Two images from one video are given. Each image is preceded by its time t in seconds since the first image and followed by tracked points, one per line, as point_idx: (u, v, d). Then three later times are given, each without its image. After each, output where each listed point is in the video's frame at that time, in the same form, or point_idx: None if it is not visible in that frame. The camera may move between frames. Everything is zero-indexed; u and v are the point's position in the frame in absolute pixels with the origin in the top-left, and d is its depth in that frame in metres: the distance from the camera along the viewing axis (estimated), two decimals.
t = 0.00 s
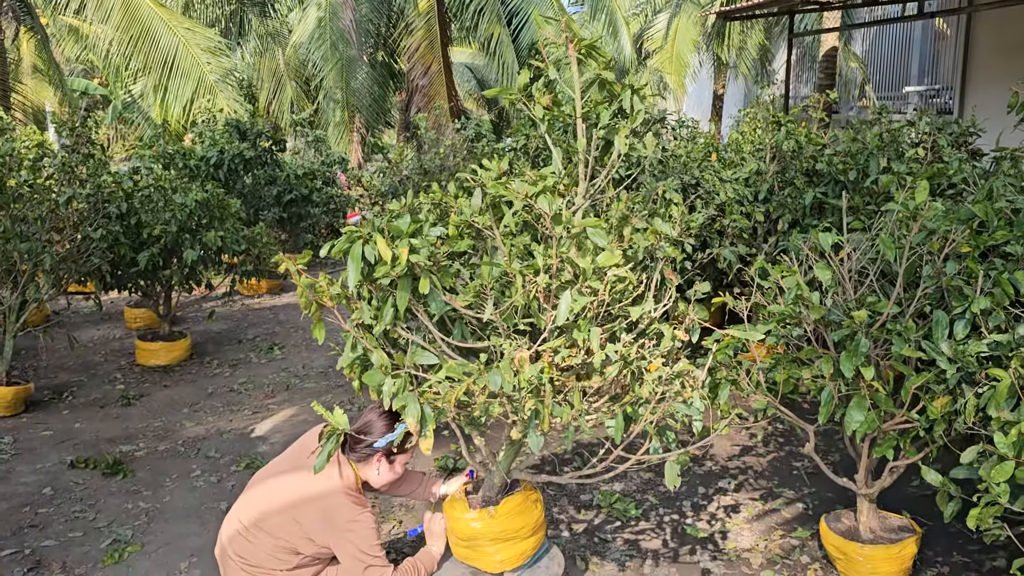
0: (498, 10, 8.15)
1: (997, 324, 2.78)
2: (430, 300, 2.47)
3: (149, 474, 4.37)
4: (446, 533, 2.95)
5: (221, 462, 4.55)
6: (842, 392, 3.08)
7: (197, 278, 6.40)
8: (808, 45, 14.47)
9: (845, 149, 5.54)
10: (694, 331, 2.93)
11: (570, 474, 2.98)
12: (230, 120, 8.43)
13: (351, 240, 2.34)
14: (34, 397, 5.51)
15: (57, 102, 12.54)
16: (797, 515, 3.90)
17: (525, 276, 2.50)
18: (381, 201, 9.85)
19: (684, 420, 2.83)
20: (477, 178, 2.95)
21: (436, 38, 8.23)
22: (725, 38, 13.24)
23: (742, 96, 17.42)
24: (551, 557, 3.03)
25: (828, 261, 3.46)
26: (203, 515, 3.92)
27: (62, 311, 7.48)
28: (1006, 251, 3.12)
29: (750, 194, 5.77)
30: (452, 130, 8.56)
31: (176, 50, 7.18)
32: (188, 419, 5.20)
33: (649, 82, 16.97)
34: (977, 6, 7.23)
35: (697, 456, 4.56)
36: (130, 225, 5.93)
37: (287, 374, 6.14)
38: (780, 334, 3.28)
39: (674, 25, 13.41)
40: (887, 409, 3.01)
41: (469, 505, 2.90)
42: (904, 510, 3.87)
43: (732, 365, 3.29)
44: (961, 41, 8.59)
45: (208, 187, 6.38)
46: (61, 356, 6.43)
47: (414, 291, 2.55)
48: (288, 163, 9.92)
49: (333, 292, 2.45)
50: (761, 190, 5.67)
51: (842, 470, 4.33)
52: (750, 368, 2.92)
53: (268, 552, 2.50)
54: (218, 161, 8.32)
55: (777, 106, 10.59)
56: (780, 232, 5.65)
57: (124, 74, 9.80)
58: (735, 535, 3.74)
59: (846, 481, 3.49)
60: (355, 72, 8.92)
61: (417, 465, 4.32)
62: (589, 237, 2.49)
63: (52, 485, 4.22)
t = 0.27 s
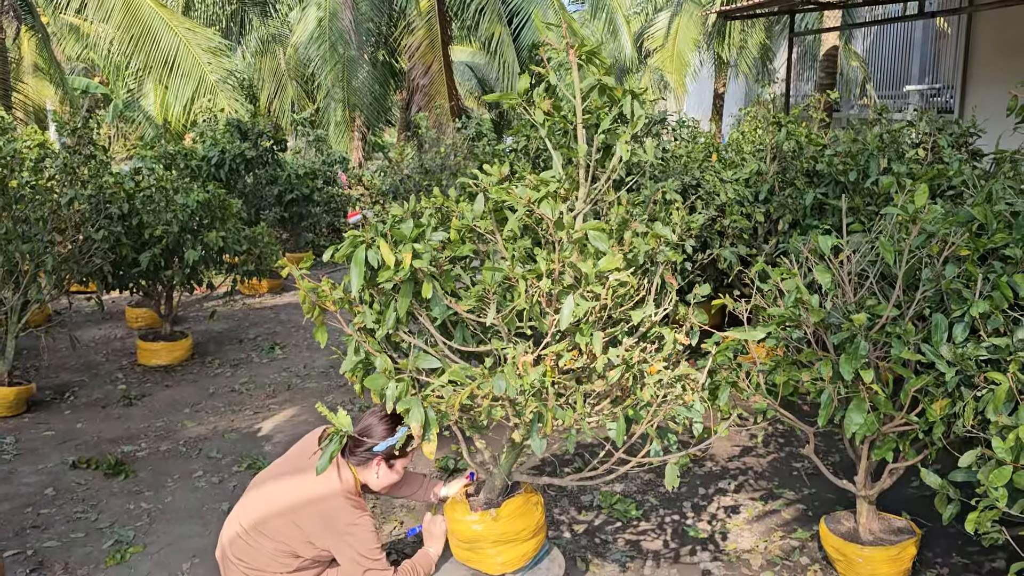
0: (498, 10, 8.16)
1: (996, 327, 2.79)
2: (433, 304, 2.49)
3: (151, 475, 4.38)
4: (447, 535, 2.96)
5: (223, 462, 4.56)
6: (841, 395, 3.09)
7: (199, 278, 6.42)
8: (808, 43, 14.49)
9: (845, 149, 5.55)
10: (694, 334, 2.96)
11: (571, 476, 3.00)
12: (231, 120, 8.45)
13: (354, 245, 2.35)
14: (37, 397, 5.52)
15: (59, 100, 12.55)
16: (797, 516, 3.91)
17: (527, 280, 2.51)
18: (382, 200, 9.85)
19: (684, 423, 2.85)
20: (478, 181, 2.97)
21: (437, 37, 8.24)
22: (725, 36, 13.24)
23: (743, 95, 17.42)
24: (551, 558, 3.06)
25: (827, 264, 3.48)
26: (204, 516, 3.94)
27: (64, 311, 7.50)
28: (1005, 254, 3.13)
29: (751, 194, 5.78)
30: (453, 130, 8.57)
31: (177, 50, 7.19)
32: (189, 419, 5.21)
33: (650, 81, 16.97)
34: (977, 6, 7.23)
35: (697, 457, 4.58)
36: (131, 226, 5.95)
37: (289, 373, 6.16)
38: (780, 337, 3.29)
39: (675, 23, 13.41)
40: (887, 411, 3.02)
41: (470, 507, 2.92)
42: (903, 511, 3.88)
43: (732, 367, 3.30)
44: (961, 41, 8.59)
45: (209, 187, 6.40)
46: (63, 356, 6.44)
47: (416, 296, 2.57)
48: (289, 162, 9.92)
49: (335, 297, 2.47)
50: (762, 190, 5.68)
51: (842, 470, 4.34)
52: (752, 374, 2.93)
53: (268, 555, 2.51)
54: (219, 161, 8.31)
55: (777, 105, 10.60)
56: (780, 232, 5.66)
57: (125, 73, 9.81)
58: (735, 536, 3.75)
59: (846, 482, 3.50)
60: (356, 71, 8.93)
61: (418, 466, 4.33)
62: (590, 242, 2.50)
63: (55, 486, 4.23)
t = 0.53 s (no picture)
0: (499, 9, 8.17)
1: (996, 328, 2.79)
2: (435, 306, 2.51)
3: (153, 475, 4.39)
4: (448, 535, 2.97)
5: (224, 462, 4.57)
6: (842, 396, 3.10)
7: (200, 278, 6.42)
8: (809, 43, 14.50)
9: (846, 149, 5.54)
10: (695, 335, 2.97)
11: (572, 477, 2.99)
12: (232, 119, 8.45)
13: (356, 247, 2.36)
14: (39, 396, 5.53)
15: (60, 99, 12.56)
16: (798, 516, 3.92)
17: (529, 282, 2.52)
18: (383, 199, 9.85)
19: (686, 423, 2.86)
20: (480, 182, 2.97)
21: (439, 36, 8.29)
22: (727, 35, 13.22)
23: (744, 94, 17.41)
24: (552, 559, 3.05)
25: (828, 264, 3.48)
26: (206, 516, 3.95)
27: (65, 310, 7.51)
28: (1006, 255, 3.13)
29: (752, 194, 5.77)
30: (453, 129, 8.57)
31: (178, 50, 7.18)
32: (190, 419, 5.22)
33: (651, 80, 16.97)
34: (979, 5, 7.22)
35: (698, 457, 4.59)
36: (132, 226, 5.96)
37: (290, 373, 6.16)
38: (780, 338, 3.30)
39: (676, 22, 13.40)
40: (888, 413, 3.02)
41: (472, 509, 2.92)
42: (904, 511, 3.89)
43: (733, 368, 3.31)
44: (963, 40, 8.60)
45: (211, 187, 6.40)
46: (65, 356, 6.45)
47: (418, 297, 2.58)
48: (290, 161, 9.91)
49: (337, 299, 2.48)
50: (763, 190, 5.68)
51: (842, 471, 4.35)
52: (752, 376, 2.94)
53: (268, 556, 2.52)
54: (220, 161, 8.33)
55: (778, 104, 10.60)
56: (782, 232, 5.66)
57: (126, 72, 9.82)
58: (736, 536, 3.75)
59: (847, 483, 3.50)
60: (357, 71, 8.96)
61: (419, 466, 4.34)
62: (592, 243, 2.51)
63: (56, 486, 4.24)
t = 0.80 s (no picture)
0: (501, 8, 8.16)
1: (998, 328, 2.79)
2: (438, 305, 2.51)
3: (154, 474, 4.39)
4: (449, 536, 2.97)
5: (225, 462, 4.56)
6: (844, 396, 3.09)
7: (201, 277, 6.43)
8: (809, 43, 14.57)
9: (848, 149, 5.54)
10: (697, 335, 2.97)
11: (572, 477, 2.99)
12: (234, 118, 8.46)
13: (358, 246, 2.37)
14: (40, 395, 5.54)
15: (61, 98, 12.57)
16: (799, 516, 3.92)
17: (531, 282, 2.52)
18: (384, 198, 9.86)
19: (688, 423, 2.86)
20: (481, 182, 2.97)
21: (439, 35, 8.24)
22: (727, 34, 13.21)
23: (745, 93, 17.41)
24: (553, 558, 3.05)
25: (829, 264, 3.48)
26: (207, 515, 3.95)
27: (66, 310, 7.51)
28: (1008, 255, 3.13)
29: (753, 193, 5.77)
30: (454, 128, 8.59)
31: (179, 49, 7.18)
32: (191, 418, 5.22)
33: (651, 79, 16.97)
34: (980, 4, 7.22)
35: (699, 457, 4.58)
36: (133, 225, 5.95)
37: (290, 372, 6.16)
38: (782, 337, 3.29)
39: (677, 21, 13.39)
40: (889, 413, 3.02)
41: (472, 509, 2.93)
42: (905, 511, 3.89)
43: (734, 367, 3.30)
44: (965, 39, 8.59)
45: (212, 187, 6.41)
46: (66, 355, 6.46)
47: (420, 297, 2.59)
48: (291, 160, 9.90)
49: (339, 299, 2.48)
50: (764, 190, 5.68)
51: (843, 471, 4.35)
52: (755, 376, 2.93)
53: (269, 556, 2.52)
54: (221, 160, 8.36)
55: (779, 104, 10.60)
56: (782, 232, 5.66)
57: (126, 71, 9.82)
58: (737, 536, 3.75)
59: (848, 483, 3.50)
60: (358, 70, 8.94)
61: (420, 466, 4.34)
62: (595, 244, 2.52)
63: (58, 485, 4.24)
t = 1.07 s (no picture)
0: (502, 6, 8.14)
1: (1001, 328, 2.79)
2: (440, 305, 2.51)
3: (155, 473, 4.39)
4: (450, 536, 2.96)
5: (226, 461, 4.56)
6: (846, 396, 3.09)
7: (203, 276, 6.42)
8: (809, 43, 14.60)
9: (849, 148, 5.53)
10: (699, 334, 2.97)
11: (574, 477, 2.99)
12: (235, 117, 8.46)
13: (360, 247, 2.36)
14: (41, 394, 5.53)
15: (62, 96, 12.56)
16: (800, 516, 3.91)
17: (533, 282, 2.51)
18: (385, 197, 9.86)
19: (690, 423, 2.86)
20: (482, 182, 2.97)
21: (440, 34, 8.15)
22: (729, 33, 13.19)
23: (746, 92, 17.41)
24: (555, 558, 3.04)
25: (831, 264, 3.47)
26: (208, 514, 3.95)
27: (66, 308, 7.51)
28: (1011, 255, 3.12)
29: (754, 192, 5.76)
30: (455, 127, 8.65)
31: (180, 47, 7.18)
32: (192, 417, 5.22)
33: (652, 78, 16.96)
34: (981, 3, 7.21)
35: (700, 456, 4.58)
36: (134, 224, 5.95)
37: (291, 371, 6.16)
38: (784, 337, 3.29)
39: (678, 20, 13.38)
40: (891, 412, 3.02)
41: (474, 509, 2.93)
42: (907, 511, 3.88)
43: (736, 367, 3.30)
44: (966, 38, 8.58)
45: (213, 185, 6.40)
46: (67, 353, 6.45)
47: (422, 297, 2.58)
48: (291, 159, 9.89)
49: (341, 299, 2.48)
50: (765, 189, 5.67)
51: (844, 470, 4.35)
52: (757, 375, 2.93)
53: (270, 556, 2.52)
54: (222, 158, 8.36)
55: (780, 103, 10.59)
56: (784, 231, 5.65)
57: (127, 69, 9.81)
58: (738, 535, 3.75)
59: (850, 483, 3.50)
60: (359, 68, 8.91)
61: (421, 466, 4.33)
62: (597, 243, 2.51)
63: (59, 484, 4.24)
